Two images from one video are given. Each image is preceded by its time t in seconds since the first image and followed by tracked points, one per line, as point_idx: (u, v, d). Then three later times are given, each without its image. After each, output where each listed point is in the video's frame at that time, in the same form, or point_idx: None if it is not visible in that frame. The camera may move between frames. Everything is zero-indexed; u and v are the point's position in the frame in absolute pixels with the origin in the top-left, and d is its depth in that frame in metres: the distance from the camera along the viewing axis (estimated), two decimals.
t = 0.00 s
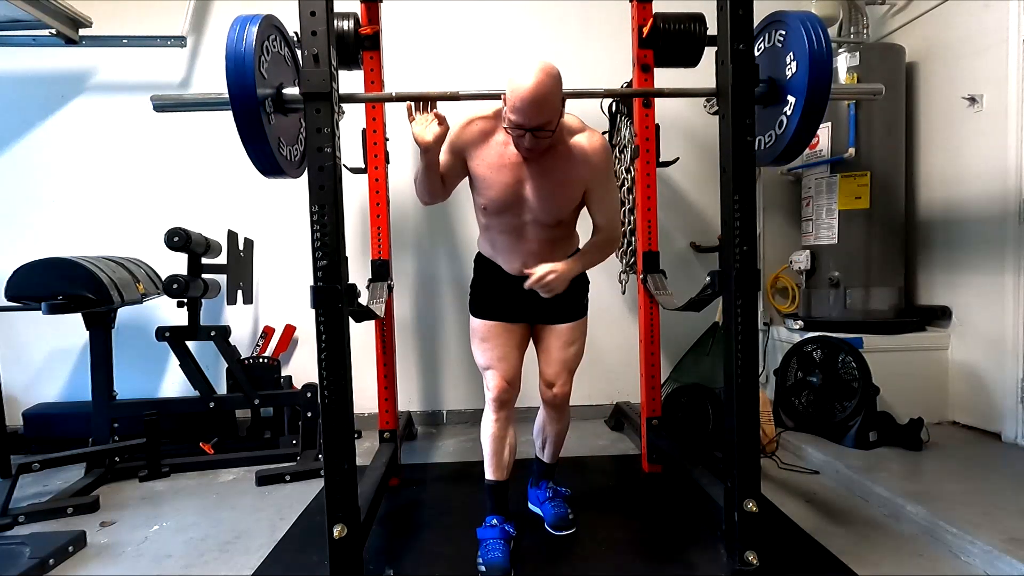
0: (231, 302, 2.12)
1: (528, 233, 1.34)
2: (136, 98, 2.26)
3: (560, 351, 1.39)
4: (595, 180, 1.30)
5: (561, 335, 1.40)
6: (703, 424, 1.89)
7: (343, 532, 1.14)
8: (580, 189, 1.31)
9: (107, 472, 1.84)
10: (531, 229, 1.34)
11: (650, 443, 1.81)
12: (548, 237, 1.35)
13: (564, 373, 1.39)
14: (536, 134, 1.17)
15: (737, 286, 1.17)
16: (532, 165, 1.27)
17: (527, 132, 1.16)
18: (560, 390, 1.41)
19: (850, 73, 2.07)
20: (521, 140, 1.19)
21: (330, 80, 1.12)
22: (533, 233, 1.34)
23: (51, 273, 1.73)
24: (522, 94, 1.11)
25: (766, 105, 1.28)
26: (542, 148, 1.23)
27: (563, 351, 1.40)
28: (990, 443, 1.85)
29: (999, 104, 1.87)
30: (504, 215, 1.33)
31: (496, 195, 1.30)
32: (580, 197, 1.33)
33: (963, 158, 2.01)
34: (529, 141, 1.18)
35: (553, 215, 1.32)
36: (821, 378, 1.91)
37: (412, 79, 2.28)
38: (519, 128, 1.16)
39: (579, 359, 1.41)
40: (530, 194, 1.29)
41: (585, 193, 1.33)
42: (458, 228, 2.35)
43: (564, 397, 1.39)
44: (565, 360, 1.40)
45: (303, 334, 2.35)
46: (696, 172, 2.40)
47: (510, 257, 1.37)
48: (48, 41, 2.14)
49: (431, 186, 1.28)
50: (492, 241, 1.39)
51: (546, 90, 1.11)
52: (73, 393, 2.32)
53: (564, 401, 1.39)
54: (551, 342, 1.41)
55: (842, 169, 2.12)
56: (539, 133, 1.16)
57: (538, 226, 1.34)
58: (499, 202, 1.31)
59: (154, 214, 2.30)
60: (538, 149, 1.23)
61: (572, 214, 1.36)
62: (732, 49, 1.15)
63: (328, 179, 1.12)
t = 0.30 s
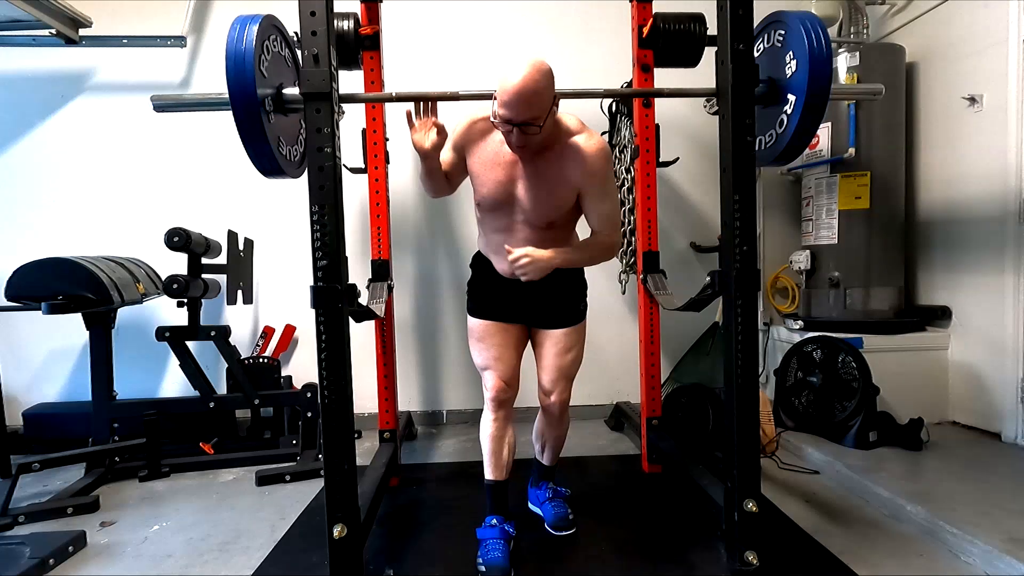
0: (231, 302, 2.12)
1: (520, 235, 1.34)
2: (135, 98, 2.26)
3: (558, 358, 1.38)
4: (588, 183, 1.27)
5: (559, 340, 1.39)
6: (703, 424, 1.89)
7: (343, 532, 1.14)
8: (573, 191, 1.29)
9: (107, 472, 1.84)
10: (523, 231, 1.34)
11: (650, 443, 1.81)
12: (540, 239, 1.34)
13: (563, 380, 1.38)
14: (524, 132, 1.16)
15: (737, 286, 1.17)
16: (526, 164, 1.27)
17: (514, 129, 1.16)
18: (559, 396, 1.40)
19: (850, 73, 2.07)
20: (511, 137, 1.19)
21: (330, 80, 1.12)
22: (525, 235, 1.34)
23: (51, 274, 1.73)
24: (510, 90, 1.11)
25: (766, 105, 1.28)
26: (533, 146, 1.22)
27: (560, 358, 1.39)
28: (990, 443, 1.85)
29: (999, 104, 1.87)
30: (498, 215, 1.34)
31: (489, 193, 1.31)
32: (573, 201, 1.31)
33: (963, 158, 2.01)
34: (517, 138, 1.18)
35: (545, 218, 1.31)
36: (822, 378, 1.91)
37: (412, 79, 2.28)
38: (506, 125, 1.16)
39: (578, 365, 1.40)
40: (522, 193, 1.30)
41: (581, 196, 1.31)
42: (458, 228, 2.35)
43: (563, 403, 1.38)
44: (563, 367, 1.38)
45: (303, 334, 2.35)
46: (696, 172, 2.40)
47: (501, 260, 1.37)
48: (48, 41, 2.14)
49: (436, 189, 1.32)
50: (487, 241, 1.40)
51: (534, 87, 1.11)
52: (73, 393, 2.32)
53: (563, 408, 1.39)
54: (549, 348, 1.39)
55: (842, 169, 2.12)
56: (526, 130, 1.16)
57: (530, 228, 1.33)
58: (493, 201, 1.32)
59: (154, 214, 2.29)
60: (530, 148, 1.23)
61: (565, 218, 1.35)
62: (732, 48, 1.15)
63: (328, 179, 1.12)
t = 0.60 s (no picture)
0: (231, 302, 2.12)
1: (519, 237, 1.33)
2: (135, 98, 2.26)
3: (558, 359, 1.38)
4: (585, 180, 1.26)
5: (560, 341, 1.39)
6: (703, 424, 1.89)
7: (343, 532, 1.14)
8: (570, 188, 1.28)
9: (107, 472, 1.84)
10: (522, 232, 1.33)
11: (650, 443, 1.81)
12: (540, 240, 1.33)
13: (562, 381, 1.38)
14: (519, 129, 1.16)
15: (737, 286, 1.17)
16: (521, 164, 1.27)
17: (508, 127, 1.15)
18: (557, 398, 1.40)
19: (850, 73, 2.07)
20: (506, 136, 1.19)
21: (330, 80, 1.12)
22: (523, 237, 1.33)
23: (51, 273, 1.73)
24: (503, 87, 1.11)
25: (766, 105, 1.28)
26: (527, 145, 1.22)
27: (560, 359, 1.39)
28: (990, 443, 1.85)
29: (999, 104, 1.87)
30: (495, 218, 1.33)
31: (485, 197, 1.31)
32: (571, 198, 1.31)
33: (963, 158, 2.01)
34: (512, 136, 1.18)
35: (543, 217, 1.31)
36: (821, 378, 1.91)
37: (412, 79, 2.28)
38: (501, 124, 1.16)
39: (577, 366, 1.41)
40: (519, 195, 1.29)
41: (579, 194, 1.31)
42: (458, 228, 2.35)
43: (563, 405, 1.38)
44: (563, 367, 1.38)
45: (303, 334, 2.35)
46: (696, 172, 2.40)
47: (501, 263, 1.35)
48: (48, 41, 2.14)
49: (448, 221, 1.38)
50: (486, 248, 1.39)
51: (525, 82, 1.11)
52: (72, 393, 2.31)
53: (563, 409, 1.39)
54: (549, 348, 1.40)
55: (842, 169, 2.12)
56: (521, 127, 1.16)
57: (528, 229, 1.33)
58: (490, 205, 1.32)
59: (154, 213, 2.29)
60: (525, 148, 1.23)
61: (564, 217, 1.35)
62: (732, 48, 1.15)
63: (328, 179, 1.12)
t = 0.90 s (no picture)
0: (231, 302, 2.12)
1: (525, 220, 1.29)
2: (135, 98, 2.26)
3: (571, 348, 1.29)
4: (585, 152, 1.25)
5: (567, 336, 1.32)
6: (703, 424, 1.89)
7: (343, 532, 1.14)
8: (575, 163, 1.27)
9: (107, 472, 1.84)
10: (527, 215, 1.29)
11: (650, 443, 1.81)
12: (544, 221, 1.30)
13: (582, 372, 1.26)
14: (524, 94, 1.13)
15: (737, 286, 1.18)
16: (521, 142, 1.23)
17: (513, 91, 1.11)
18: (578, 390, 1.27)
19: (850, 73, 2.07)
20: (507, 102, 1.15)
21: (330, 80, 1.12)
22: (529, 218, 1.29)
23: (51, 273, 1.73)
24: (505, 47, 1.07)
25: (766, 105, 1.28)
26: (528, 116, 1.19)
27: (574, 349, 1.29)
28: (990, 443, 1.85)
29: (999, 104, 1.87)
30: (498, 203, 1.28)
31: (486, 182, 1.26)
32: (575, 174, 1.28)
33: (963, 158, 2.01)
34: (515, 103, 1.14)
35: (548, 196, 1.28)
36: (822, 378, 1.91)
37: (412, 78, 2.28)
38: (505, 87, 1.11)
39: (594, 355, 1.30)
40: (520, 174, 1.25)
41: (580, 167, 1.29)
42: (458, 227, 2.35)
43: (584, 395, 1.26)
44: (579, 358, 1.27)
45: (303, 334, 2.35)
46: (696, 172, 2.40)
47: (506, 252, 1.32)
48: (48, 41, 2.14)
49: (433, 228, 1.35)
50: (487, 238, 1.33)
51: (529, 40, 1.07)
52: (72, 394, 2.32)
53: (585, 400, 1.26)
54: (560, 339, 1.31)
55: (842, 169, 2.12)
56: (525, 91, 1.12)
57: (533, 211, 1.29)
58: (492, 190, 1.26)
59: (154, 214, 2.29)
60: (526, 119, 1.20)
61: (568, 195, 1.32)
62: (732, 48, 1.15)
63: (328, 179, 1.12)
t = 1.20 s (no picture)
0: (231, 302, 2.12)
1: (558, 198, 1.05)
2: (136, 98, 2.26)
3: (595, 355, 0.99)
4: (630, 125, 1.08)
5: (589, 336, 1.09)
6: (703, 424, 1.89)
7: (342, 532, 1.14)
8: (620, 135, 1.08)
9: (107, 472, 1.84)
10: (562, 194, 1.04)
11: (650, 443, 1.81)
12: (585, 201, 1.07)
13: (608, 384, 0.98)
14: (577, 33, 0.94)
15: (737, 286, 1.18)
16: (566, 105, 1.03)
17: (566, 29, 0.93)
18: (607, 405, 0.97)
19: (850, 73, 2.07)
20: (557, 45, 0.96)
21: (330, 80, 1.12)
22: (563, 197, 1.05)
23: (51, 273, 1.73)
24: None
25: (766, 105, 1.28)
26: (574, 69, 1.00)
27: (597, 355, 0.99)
28: (990, 443, 1.85)
29: (999, 105, 1.87)
30: (530, 176, 1.03)
31: (520, 148, 1.01)
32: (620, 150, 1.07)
33: (963, 158, 2.01)
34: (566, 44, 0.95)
35: (588, 171, 1.05)
36: (822, 378, 1.91)
37: (412, 78, 2.28)
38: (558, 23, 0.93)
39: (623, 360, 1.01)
40: (562, 141, 1.02)
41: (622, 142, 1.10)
42: (458, 227, 2.35)
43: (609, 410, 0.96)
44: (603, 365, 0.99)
45: (303, 334, 2.35)
46: (696, 172, 2.40)
47: (527, 241, 1.07)
48: (48, 41, 2.14)
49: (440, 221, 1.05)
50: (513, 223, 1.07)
51: None
52: (72, 394, 2.32)
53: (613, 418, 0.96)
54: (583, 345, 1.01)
55: (842, 169, 2.12)
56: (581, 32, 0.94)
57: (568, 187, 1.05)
58: (525, 159, 1.02)
59: (154, 213, 2.30)
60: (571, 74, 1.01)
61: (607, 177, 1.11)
62: (732, 48, 1.15)
63: (328, 179, 1.12)
